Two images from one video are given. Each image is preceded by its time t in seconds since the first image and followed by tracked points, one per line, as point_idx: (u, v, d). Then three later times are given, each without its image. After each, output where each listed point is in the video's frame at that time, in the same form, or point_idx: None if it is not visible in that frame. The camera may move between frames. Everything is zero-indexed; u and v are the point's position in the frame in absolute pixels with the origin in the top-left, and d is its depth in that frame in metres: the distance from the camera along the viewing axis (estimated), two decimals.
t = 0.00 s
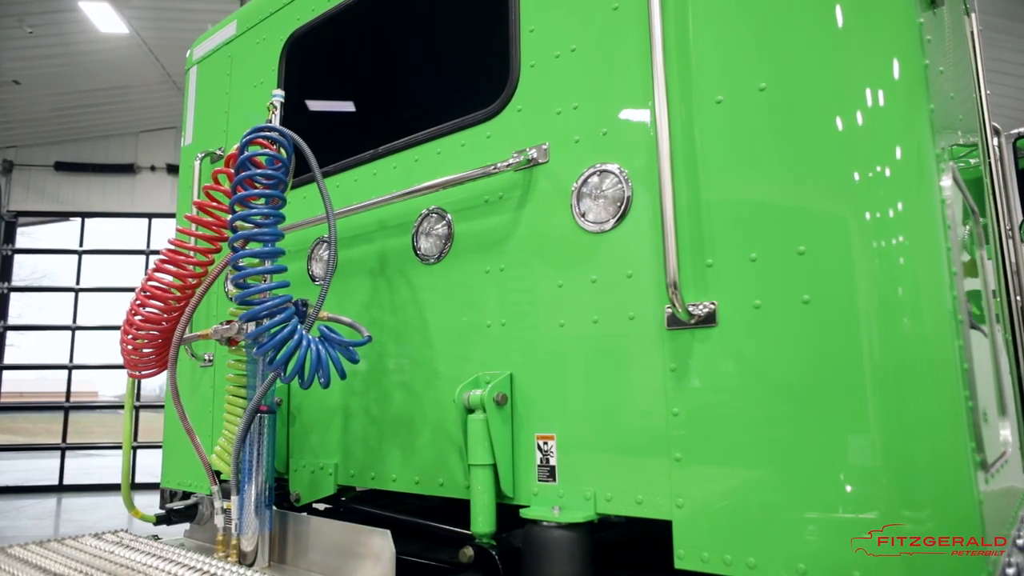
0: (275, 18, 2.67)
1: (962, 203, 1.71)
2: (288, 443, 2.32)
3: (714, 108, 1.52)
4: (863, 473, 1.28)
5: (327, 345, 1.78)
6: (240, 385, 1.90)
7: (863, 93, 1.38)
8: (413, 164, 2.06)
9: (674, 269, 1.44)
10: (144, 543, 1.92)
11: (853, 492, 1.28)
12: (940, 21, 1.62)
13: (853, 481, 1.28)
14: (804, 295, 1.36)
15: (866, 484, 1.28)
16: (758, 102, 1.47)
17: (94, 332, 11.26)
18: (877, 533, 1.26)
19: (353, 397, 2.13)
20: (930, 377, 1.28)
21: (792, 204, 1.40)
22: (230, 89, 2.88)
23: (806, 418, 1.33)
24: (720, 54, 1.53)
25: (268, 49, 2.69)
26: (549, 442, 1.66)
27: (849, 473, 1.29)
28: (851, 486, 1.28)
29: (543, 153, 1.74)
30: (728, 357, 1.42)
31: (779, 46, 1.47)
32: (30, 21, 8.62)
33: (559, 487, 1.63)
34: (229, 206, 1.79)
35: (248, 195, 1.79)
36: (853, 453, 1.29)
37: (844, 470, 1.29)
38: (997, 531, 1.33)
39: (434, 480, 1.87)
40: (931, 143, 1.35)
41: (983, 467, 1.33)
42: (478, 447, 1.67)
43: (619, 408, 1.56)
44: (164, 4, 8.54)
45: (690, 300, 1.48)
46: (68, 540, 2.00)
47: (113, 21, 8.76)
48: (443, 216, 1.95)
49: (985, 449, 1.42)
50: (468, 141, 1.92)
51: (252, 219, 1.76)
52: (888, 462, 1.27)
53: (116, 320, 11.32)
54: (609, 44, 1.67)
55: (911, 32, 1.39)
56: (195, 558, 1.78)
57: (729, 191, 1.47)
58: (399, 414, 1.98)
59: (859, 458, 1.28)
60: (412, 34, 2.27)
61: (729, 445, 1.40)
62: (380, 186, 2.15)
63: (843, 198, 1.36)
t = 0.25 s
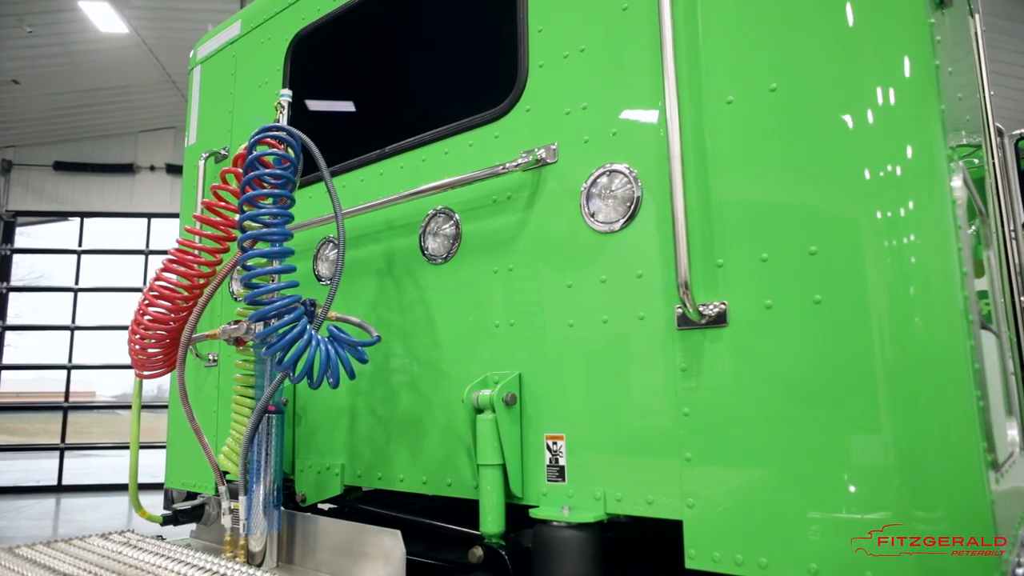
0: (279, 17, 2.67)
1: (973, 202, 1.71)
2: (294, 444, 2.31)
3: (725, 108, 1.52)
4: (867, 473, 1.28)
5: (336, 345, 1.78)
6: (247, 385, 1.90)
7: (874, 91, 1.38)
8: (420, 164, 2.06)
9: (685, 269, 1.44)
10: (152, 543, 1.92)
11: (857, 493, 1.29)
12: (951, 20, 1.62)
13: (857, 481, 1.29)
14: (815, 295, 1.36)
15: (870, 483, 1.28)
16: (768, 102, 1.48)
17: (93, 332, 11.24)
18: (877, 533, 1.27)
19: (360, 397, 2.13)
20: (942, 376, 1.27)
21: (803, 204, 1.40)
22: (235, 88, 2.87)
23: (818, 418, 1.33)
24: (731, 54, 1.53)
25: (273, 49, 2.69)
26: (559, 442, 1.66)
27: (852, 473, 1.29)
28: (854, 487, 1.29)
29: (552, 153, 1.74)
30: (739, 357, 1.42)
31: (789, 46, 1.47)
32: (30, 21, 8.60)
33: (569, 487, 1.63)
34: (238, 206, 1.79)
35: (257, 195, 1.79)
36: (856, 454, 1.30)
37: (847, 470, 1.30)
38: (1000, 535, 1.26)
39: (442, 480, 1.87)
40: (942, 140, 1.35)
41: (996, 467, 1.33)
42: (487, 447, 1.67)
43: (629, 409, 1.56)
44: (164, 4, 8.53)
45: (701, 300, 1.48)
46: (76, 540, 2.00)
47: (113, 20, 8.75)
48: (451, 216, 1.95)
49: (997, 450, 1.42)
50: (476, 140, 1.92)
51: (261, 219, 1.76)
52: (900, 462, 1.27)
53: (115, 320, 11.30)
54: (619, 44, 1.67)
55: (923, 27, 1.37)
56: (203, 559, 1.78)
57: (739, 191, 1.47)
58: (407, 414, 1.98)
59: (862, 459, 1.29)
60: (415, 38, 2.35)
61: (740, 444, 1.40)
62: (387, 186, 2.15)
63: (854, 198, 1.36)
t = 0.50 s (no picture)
0: (286, 17, 2.66)
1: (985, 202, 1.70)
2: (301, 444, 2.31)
3: (736, 108, 1.52)
4: (871, 473, 1.29)
5: (346, 345, 1.78)
6: (257, 386, 1.90)
7: (886, 90, 1.39)
8: (428, 164, 2.06)
9: (698, 269, 1.44)
10: (161, 544, 1.92)
11: (862, 493, 1.29)
12: (962, 20, 1.62)
13: (862, 482, 1.30)
14: (828, 295, 1.36)
15: (876, 484, 1.29)
16: (780, 102, 1.48)
17: (94, 332, 11.23)
18: (877, 533, 1.28)
19: (368, 398, 2.13)
20: (957, 376, 1.28)
21: (815, 204, 1.41)
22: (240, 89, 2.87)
23: (831, 418, 1.33)
24: (742, 54, 1.53)
25: (278, 50, 2.69)
26: (570, 442, 1.66)
27: (857, 474, 1.30)
28: (860, 488, 1.29)
29: (562, 154, 1.74)
30: (751, 358, 1.42)
31: (800, 46, 1.47)
32: (31, 20, 8.59)
33: (580, 488, 1.63)
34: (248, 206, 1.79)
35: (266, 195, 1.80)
36: (861, 454, 1.30)
37: (852, 470, 1.30)
38: (1002, 535, 1.24)
39: (452, 481, 1.87)
40: (954, 139, 1.36)
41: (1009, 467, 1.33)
42: (498, 447, 1.67)
43: (639, 409, 1.56)
44: (165, 4, 8.53)
45: (713, 300, 1.48)
46: (85, 540, 1.99)
47: (114, 20, 8.75)
48: (460, 215, 1.95)
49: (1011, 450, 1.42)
50: (485, 140, 1.92)
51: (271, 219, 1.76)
52: (913, 462, 1.27)
53: (115, 320, 11.29)
54: (629, 46, 1.67)
55: (935, 26, 1.38)
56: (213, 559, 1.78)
57: (750, 191, 1.47)
58: (416, 414, 1.98)
59: (866, 459, 1.30)
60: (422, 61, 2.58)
61: (753, 445, 1.40)
62: (395, 186, 2.15)
63: (867, 197, 1.37)
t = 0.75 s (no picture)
0: (292, 18, 2.65)
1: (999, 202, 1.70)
2: (309, 445, 2.31)
3: (748, 109, 1.52)
4: (874, 473, 1.30)
5: (356, 345, 1.78)
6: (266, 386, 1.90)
7: (898, 89, 1.39)
8: (437, 164, 2.06)
9: (710, 270, 1.44)
10: (170, 544, 1.92)
11: (866, 494, 1.30)
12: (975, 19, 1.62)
13: (866, 482, 1.31)
14: (841, 296, 1.36)
15: (879, 483, 1.30)
16: (792, 102, 1.48)
17: (94, 333, 11.22)
18: (877, 533, 1.29)
19: (376, 398, 2.12)
20: (971, 375, 1.28)
21: (827, 204, 1.41)
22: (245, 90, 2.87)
23: (844, 418, 1.33)
24: (754, 54, 1.53)
25: (283, 50, 2.69)
26: (580, 443, 1.66)
27: (860, 474, 1.31)
28: (864, 488, 1.31)
29: (572, 154, 1.74)
30: (764, 358, 1.42)
31: (812, 46, 1.48)
32: (32, 21, 8.59)
33: (591, 488, 1.63)
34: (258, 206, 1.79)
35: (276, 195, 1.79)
36: (865, 454, 1.31)
37: (855, 471, 1.31)
38: (1002, 535, 1.24)
39: (461, 481, 1.87)
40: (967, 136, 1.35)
41: None
42: (508, 447, 1.67)
43: (650, 409, 1.56)
44: (166, 5, 8.53)
45: (725, 300, 1.48)
46: (93, 541, 1.99)
47: (115, 21, 8.74)
48: (469, 216, 1.95)
49: None
50: (494, 141, 1.92)
51: (281, 219, 1.76)
52: (927, 463, 1.27)
53: (115, 320, 11.27)
54: (639, 46, 1.67)
55: (947, 24, 1.38)
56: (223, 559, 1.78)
57: (762, 192, 1.47)
58: (424, 414, 1.98)
59: (870, 459, 1.31)
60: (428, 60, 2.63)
61: (766, 445, 1.40)
62: (403, 186, 2.15)
63: (879, 197, 1.37)
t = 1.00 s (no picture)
0: (298, 18, 2.65)
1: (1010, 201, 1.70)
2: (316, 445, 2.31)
3: (760, 109, 1.52)
4: (878, 473, 1.31)
5: (366, 345, 1.78)
6: (275, 386, 1.89)
7: (910, 87, 1.39)
8: (445, 164, 2.06)
9: (722, 270, 1.44)
10: (179, 544, 1.92)
11: (870, 494, 1.31)
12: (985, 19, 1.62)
13: (870, 483, 1.31)
14: (854, 295, 1.37)
15: (882, 484, 1.30)
16: (804, 102, 1.48)
17: (94, 333, 11.20)
18: (877, 533, 1.30)
19: (384, 398, 2.12)
20: (984, 374, 1.28)
21: (840, 204, 1.41)
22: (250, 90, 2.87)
23: (857, 417, 1.33)
24: (765, 54, 1.53)
25: (288, 49, 2.68)
26: (591, 443, 1.66)
27: (864, 475, 1.32)
28: (867, 488, 1.31)
29: (582, 154, 1.74)
30: (776, 358, 1.42)
31: (824, 46, 1.48)
32: (33, 20, 8.58)
33: (602, 488, 1.63)
34: (268, 206, 1.79)
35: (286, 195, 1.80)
36: (867, 454, 1.32)
37: (858, 471, 1.32)
38: (1002, 535, 1.25)
39: (470, 481, 1.87)
40: (978, 135, 1.36)
41: None
42: (519, 447, 1.67)
43: (662, 409, 1.56)
44: (168, 4, 8.52)
45: (737, 300, 1.48)
46: (101, 541, 1.99)
47: (116, 20, 8.73)
48: (479, 216, 1.95)
49: None
50: (503, 140, 1.92)
51: (292, 219, 1.76)
52: (940, 462, 1.27)
53: (116, 321, 11.26)
54: (650, 46, 1.67)
55: (959, 22, 1.39)
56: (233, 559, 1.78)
57: (774, 192, 1.48)
58: (433, 414, 1.98)
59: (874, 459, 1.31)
60: (429, 59, 2.62)
61: (778, 445, 1.40)
62: (410, 186, 2.15)
63: (892, 196, 1.37)
